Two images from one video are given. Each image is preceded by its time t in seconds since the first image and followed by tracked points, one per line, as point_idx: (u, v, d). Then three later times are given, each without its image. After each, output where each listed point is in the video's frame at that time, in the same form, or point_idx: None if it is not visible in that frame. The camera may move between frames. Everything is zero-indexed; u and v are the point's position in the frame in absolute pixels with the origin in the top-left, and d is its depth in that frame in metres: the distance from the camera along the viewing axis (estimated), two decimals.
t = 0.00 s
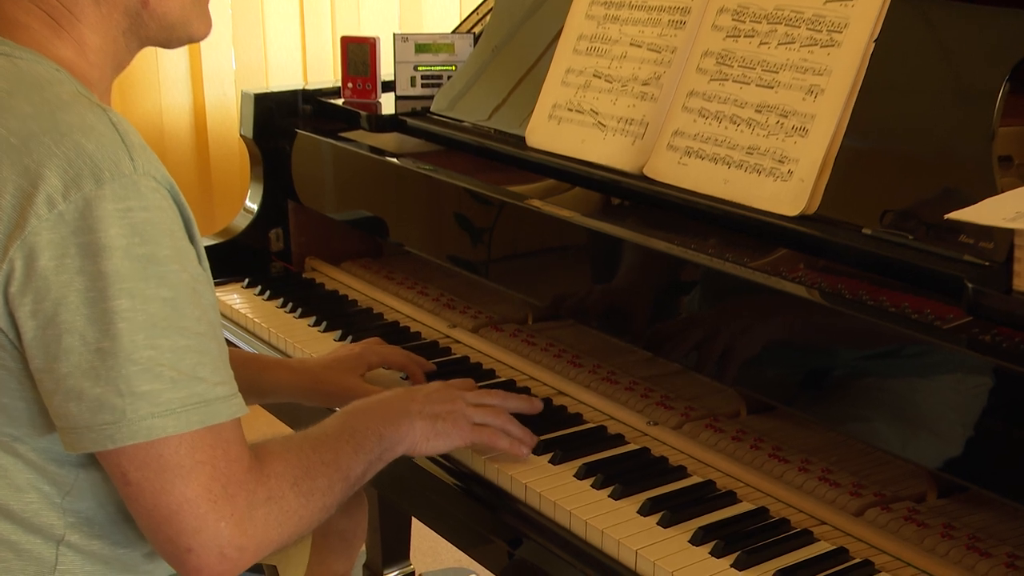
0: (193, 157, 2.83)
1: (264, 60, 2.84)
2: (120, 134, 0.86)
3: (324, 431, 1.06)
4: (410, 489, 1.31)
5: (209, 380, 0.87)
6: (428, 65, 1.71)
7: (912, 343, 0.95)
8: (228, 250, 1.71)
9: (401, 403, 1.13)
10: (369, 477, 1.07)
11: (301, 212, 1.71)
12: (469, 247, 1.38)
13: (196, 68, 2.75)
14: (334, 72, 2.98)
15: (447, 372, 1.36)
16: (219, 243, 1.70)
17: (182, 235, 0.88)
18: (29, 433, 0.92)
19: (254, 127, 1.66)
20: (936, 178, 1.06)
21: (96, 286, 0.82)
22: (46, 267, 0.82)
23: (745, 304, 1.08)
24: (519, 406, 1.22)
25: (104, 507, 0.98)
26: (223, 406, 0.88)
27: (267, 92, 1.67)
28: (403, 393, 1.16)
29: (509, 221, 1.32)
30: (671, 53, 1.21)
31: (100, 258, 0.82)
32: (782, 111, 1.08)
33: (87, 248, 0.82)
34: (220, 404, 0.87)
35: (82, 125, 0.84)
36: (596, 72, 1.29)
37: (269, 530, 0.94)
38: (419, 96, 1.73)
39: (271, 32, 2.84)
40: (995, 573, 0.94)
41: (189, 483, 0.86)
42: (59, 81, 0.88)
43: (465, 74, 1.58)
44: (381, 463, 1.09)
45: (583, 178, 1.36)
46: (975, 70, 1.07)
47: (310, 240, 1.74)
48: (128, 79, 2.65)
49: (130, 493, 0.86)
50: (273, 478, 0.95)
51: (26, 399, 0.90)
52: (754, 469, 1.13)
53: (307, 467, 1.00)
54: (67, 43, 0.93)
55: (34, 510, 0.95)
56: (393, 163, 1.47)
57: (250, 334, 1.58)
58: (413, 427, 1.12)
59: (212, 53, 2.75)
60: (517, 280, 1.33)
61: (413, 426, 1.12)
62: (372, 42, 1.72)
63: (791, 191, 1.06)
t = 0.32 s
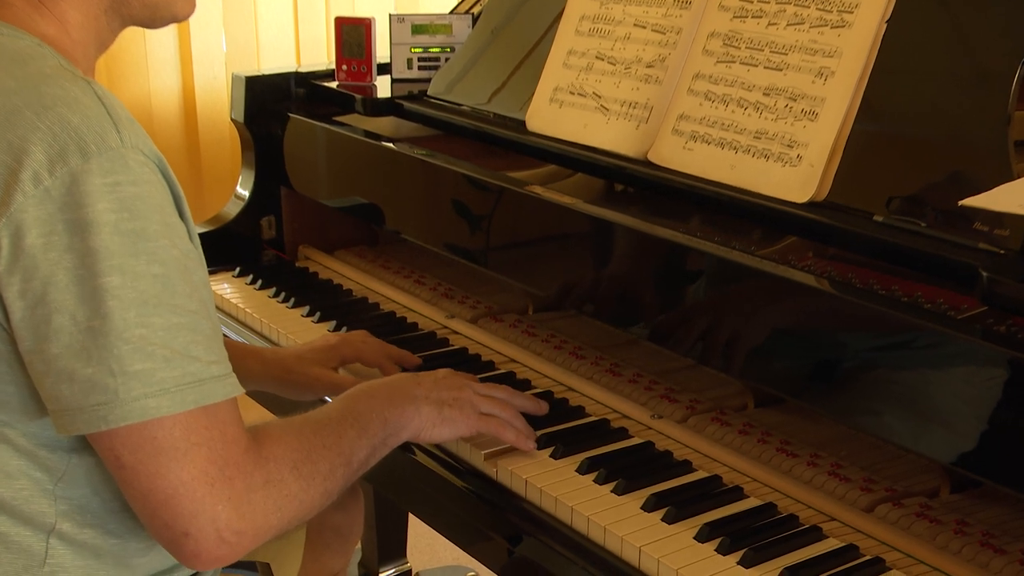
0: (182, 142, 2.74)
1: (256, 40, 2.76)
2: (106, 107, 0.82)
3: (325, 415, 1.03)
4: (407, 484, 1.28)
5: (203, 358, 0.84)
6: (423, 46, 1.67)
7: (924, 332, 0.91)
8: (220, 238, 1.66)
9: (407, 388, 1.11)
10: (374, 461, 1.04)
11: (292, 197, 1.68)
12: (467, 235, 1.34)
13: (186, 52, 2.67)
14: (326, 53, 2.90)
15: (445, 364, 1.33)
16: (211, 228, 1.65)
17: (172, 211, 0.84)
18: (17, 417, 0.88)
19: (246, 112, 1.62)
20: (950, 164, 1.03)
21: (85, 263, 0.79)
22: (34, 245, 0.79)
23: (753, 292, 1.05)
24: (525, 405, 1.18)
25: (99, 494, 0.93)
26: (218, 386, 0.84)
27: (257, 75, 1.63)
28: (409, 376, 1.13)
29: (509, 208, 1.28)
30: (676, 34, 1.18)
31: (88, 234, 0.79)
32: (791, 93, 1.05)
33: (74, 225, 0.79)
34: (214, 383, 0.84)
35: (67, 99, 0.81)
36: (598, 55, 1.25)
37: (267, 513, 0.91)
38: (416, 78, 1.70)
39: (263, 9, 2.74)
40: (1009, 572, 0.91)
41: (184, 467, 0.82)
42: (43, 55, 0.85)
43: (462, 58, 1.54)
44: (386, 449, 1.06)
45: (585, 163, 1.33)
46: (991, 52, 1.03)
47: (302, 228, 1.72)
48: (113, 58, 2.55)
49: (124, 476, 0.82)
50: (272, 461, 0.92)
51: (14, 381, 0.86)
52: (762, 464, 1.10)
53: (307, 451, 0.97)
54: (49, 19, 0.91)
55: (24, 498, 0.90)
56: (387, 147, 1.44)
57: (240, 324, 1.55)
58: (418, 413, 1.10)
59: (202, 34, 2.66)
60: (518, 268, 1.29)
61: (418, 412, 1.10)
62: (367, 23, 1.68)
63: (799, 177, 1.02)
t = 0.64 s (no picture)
0: (170, 121, 2.57)
1: (246, 21, 2.59)
2: (90, 80, 0.79)
3: (317, 407, 0.99)
4: (404, 477, 1.25)
5: (194, 337, 0.80)
6: (422, 27, 1.64)
7: (939, 321, 0.88)
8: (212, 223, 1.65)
9: (401, 380, 1.07)
10: (367, 454, 1.01)
11: (285, 182, 1.65)
12: (467, 222, 1.31)
13: (174, 30, 2.51)
14: (320, 33, 2.72)
15: (444, 355, 1.30)
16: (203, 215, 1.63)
17: (161, 187, 0.81)
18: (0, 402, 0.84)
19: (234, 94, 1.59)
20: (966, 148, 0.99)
21: (71, 238, 0.76)
22: (17, 221, 0.76)
23: (762, 279, 1.01)
24: (524, 396, 1.15)
25: (87, 482, 0.90)
26: (210, 366, 0.81)
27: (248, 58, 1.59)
28: (404, 369, 1.10)
29: (510, 194, 1.25)
30: (682, 15, 1.14)
31: (74, 209, 0.76)
32: (801, 76, 1.01)
33: (59, 199, 0.76)
34: (206, 363, 0.80)
35: (50, 71, 0.78)
36: (602, 35, 1.22)
37: (259, 502, 0.87)
38: (414, 59, 1.66)
39: None
40: None
41: (174, 450, 0.79)
42: (25, 30, 0.82)
43: (460, 39, 1.51)
44: (381, 440, 1.03)
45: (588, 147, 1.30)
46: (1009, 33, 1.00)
47: (295, 216, 1.69)
48: (101, 33, 2.39)
49: (111, 461, 0.79)
50: (264, 448, 0.89)
51: None
52: (771, 459, 1.06)
53: (301, 440, 0.94)
54: None
55: (8, 487, 0.86)
56: (382, 129, 1.40)
57: (231, 313, 1.52)
58: (412, 406, 1.06)
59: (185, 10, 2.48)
60: (518, 255, 1.26)
61: (412, 405, 1.06)
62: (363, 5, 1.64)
63: (809, 162, 0.99)
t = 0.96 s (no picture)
0: (158, 103, 2.51)
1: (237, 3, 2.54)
2: (74, 63, 0.76)
3: (306, 418, 0.96)
4: (401, 473, 1.22)
5: (182, 328, 0.77)
6: (418, 7, 1.61)
7: (954, 312, 0.85)
8: (204, 212, 1.61)
9: (398, 395, 1.02)
10: (356, 469, 0.97)
11: (277, 169, 1.62)
12: (467, 211, 1.27)
13: (162, 12, 2.44)
14: (314, 15, 2.68)
15: (441, 347, 1.27)
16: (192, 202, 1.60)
17: (148, 173, 0.78)
18: None
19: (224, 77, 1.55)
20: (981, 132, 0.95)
21: (52, 225, 0.73)
22: None
23: (770, 269, 0.98)
24: (537, 376, 1.11)
25: (68, 478, 0.87)
26: (198, 358, 0.78)
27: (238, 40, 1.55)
28: (400, 385, 1.05)
29: (510, 183, 1.21)
30: None
31: (56, 195, 0.73)
32: (812, 58, 0.98)
33: (40, 186, 0.73)
34: (195, 355, 0.77)
35: (32, 53, 0.75)
36: (605, 16, 1.18)
37: (240, 507, 0.84)
38: (410, 40, 1.63)
39: None
40: None
41: (151, 449, 0.76)
42: (7, 10, 0.79)
43: (458, 22, 1.48)
44: (371, 459, 0.98)
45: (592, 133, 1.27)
46: None
47: (287, 203, 1.65)
48: (85, 13, 2.33)
49: (87, 458, 0.75)
50: (247, 451, 0.86)
51: None
52: (780, 455, 1.03)
53: (286, 445, 0.91)
54: None
55: None
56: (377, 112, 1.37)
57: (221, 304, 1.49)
58: (407, 421, 1.00)
59: None
60: (519, 244, 1.22)
61: (408, 421, 1.01)
62: None
63: (819, 148, 0.96)
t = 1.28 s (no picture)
0: (146, 86, 2.47)
1: None
2: (58, 50, 0.73)
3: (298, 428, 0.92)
4: (398, 468, 1.19)
5: (168, 326, 0.74)
6: None
7: (973, 302, 0.81)
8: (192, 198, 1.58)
9: (394, 404, 0.98)
10: (351, 478, 0.92)
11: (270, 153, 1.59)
12: (467, 199, 1.24)
13: None
14: None
15: (439, 338, 1.24)
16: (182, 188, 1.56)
17: (133, 162, 0.75)
18: None
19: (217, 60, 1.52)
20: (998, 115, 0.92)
21: (30, 217, 0.69)
22: None
23: (779, 258, 0.95)
24: (532, 350, 1.09)
25: (50, 478, 0.84)
26: (184, 357, 0.74)
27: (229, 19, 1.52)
28: (394, 392, 1.00)
29: (512, 169, 1.18)
30: None
31: (36, 186, 0.69)
32: (825, 39, 0.94)
33: (20, 177, 0.70)
34: (180, 354, 0.74)
35: (15, 39, 0.72)
36: None
37: (223, 513, 0.81)
38: (407, 21, 1.58)
39: None
40: None
41: (132, 449, 0.72)
42: None
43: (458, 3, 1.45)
44: (366, 470, 0.94)
45: (596, 117, 1.23)
46: None
47: (279, 189, 1.62)
48: None
49: (66, 459, 0.72)
50: (232, 454, 0.82)
51: None
52: (791, 449, 1.00)
53: (275, 452, 0.87)
54: None
55: None
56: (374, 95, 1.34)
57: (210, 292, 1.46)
58: (404, 430, 0.96)
59: None
60: (520, 233, 1.19)
61: (403, 431, 0.96)
62: None
63: (831, 133, 0.92)
